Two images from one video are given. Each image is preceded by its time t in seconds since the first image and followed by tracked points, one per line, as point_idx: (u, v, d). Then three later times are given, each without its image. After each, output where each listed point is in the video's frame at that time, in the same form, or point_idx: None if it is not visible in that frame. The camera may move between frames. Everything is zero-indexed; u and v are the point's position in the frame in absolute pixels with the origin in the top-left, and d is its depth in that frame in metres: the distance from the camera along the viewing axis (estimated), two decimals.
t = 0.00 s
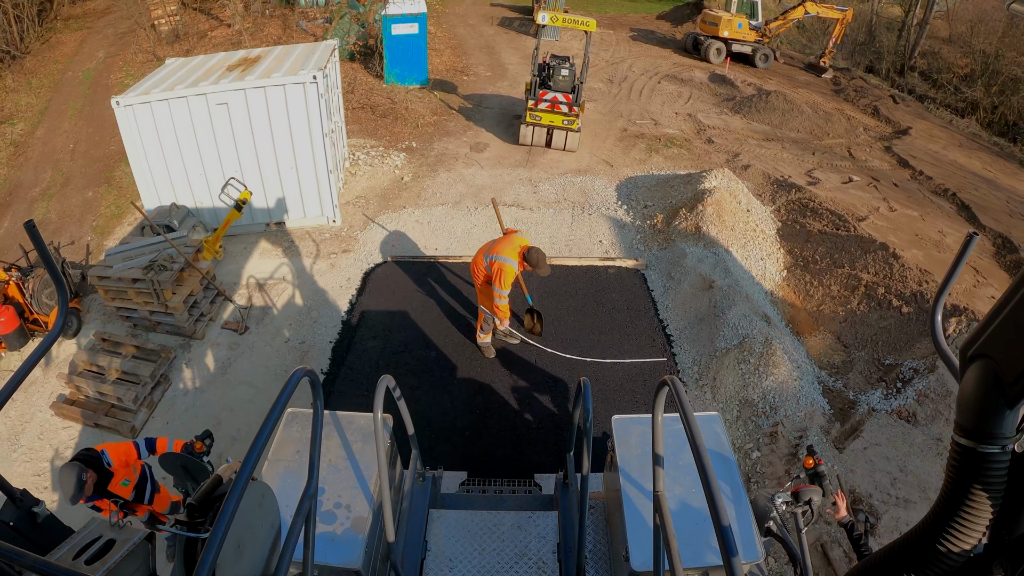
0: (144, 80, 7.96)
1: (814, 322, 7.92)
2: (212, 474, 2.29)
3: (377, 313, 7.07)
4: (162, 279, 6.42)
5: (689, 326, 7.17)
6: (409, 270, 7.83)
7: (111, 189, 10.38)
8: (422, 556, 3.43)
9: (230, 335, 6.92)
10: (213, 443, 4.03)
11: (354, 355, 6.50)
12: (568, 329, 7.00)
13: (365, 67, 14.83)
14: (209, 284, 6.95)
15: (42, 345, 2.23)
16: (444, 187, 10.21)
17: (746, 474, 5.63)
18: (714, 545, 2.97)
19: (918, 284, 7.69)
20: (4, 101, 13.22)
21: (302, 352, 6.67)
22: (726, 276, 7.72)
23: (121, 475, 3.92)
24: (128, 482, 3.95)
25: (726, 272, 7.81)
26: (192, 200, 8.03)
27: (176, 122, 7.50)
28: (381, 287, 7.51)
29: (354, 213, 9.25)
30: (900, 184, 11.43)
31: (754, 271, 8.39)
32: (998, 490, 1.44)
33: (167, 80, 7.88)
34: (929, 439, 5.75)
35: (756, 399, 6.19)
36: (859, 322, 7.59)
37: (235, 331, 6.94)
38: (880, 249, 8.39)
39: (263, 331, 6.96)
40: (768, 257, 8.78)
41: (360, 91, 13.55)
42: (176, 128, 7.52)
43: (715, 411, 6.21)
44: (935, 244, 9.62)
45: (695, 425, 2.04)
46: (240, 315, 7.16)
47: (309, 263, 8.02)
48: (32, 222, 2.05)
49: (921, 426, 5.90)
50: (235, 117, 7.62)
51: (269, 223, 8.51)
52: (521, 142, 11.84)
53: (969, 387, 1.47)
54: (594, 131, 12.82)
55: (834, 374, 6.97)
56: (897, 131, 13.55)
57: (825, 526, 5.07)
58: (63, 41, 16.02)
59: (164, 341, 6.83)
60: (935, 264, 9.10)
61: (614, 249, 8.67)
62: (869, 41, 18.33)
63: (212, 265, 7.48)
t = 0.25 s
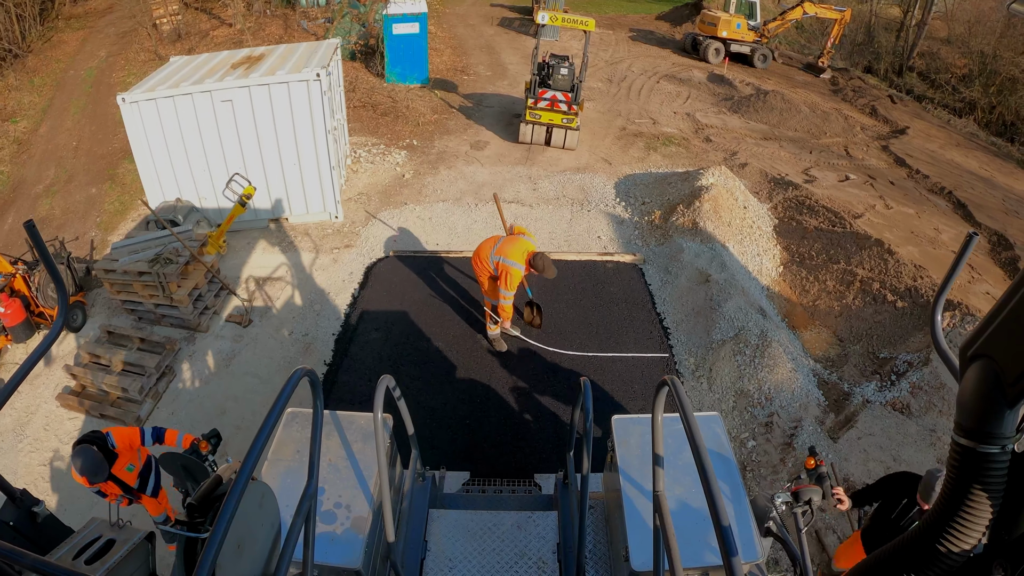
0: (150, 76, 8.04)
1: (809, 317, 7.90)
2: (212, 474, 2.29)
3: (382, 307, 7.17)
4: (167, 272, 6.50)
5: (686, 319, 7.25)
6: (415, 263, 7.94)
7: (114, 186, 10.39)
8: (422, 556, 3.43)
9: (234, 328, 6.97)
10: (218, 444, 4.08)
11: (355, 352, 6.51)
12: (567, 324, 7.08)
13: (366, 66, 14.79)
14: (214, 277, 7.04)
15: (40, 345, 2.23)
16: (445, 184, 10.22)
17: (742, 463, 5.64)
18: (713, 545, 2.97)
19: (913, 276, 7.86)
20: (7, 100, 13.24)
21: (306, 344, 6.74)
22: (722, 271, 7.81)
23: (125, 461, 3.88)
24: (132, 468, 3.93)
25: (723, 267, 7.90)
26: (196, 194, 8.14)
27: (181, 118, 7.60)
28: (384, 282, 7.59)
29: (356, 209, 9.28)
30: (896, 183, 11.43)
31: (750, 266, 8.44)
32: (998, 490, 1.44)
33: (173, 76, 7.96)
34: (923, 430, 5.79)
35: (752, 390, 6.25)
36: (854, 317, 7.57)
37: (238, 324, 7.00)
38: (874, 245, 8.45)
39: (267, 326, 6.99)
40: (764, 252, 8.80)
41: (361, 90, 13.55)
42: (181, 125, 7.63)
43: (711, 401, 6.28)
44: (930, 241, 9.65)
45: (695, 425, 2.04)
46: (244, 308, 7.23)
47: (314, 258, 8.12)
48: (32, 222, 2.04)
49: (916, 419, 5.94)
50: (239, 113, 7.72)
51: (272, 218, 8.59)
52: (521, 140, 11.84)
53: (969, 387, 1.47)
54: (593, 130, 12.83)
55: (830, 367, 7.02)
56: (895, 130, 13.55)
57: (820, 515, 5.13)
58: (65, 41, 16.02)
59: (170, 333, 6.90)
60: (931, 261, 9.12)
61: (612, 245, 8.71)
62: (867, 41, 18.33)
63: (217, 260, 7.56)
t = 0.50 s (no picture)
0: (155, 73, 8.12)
1: (805, 311, 7.93)
2: (211, 474, 2.28)
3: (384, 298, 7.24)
4: (172, 264, 6.54)
5: (683, 313, 7.30)
6: (415, 258, 7.98)
7: (117, 181, 10.40)
8: (422, 555, 3.43)
9: (238, 321, 7.04)
10: (217, 443, 4.03)
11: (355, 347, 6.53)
12: (567, 315, 7.15)
13: (367, 64, 14.79)
14: (218, 270, 7.08)
15: (39, 343, 2.23)
16: (447, 180, 10.27)
17: (737, 452, 5.74)
18: (713, 545, 2.97)
19: (908, 272, 7.97)
20: (9, 97, 13.25)
21: (309, 335, 6.80)
22: (719, 266, 7.87)
23: (125, 451, 3.99)
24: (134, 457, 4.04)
25: (719, 262, 7.98)
26: (199, 188, 8.17)
27: (185, 114, 7.67)
28: (386, 275, 7.65)
29: (358, 205, 9.32)
30: (894, 182, 11.44)
31: (747, 262, 8.45)
32: (997, 489, 1.44)
33: (178, 72, 8.03)
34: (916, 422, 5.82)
35: (747, 380, 6.30)
36: (849, 312, 7.66)
37: (242, 316, 7.06)
38: (870, 243, 8.67)
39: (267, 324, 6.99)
40: (761, 249, 8.83)
41: (362, 87, 13.54)
42: (185, 120, 7.70)
43: (707, 392, 6.32)
44: (926, 239, 9.68)
45: (695, 425, 2.04)
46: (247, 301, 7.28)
47: (316, 251, 8.18)
48: (31, 221, 2.04)
49: (910, 411, 5.95)
50: (244, 109, 7.82)
51: (274, 214, 8.66)
52: (520, 138, 11.84)
53: (969, 387, 1.47)
54: (592, 128, 12.84)
55: (826, 361, 7.06)
56: (893, 130, 13.57)
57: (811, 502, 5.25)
58: (66, 38, 16.01)
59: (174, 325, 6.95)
60: (926, 259, 9.15)
61: (610, 240, 8.74)
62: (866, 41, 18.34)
63: (220, 253, 7.58)
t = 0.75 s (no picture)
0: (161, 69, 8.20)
1: (803, 306, 8.06)
2: (211, 474, 2.27)
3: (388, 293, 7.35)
4: (179, 258, 6.70)
5: (682, 306, 7.35)
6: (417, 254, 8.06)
7: (123, 177, 10.43)
8: (422, 556, 3.43)
9: (243, 313, 7.13)
10: (215, 442, 4.03)
11: (357, 344, 6.55)
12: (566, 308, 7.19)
13: (369, 62, 14.80)
14: (224, 264, 7.22)
15: (40, 343, 2.22)
16: (449, 176, 10.33)
17: (734, 441, 5.82)
18: (713, 544, 2.97)
19: (905, 267, 8.15)
20: (14, 94, 13.27)
21: (313, 328, 6.89)
22: (718, 261, 7.95)
23: (125, 472, 3.96)
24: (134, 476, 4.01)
25: (718, 257, 8.04)
26: (205, 183, 8.23)
27: (192, 110, 7.76)
28: (388, 269, 7.76)
29: (361, 201, 9.41)
30: (892, 180, 11.44)
31: (747, 258, 8.54)
32: (998, 489, 1.44)
33: (185, 69, 8.12)
34: (912, 414, 5.98)
35: (745, 372, 6.44)
36: (847, 307, 7.79)
37: (248, 309, 7.16)
38: (867, 239, 8.76)
39: (268, 323, 6.99)
40: (760, 245, 8.91)
41: (364, 86, 13.55)
42: (192, 116, 7.79)
43: (706, 382, 6.39)
44: (924, 236, 9.70)
45: (695, 425, 2.04)
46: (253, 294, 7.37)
47: (319, 247, 8.24)
48: (32, 221, 2.03)
49: (905, 403, 6.12)
50: (250, 105, 7.91)
51: (279, 209, 8.74)
52: (521, 136, 11.86)
53: (969, 387, 1.47)
54: (593, 126, 12.84)
55: (823, 355, 7.15)
56: (892, 130, 13.56)
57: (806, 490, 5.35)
58: (70, 36, 16.02)
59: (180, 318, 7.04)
60: (925, 256, 9.16)
61: (611, 235, 8.78)
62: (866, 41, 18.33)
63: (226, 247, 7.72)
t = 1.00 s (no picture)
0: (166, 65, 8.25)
1: (800, 301, 8.18)
2: (211, 474, 2.27)
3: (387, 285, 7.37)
4: (186, 250, 6.76)
5: (679, 300, 7.37)
6: (415, 248, 8.05)
7: (126, 172, 10.45)
8: (422, 555, 3.43)
9: (247, 306, 7.23)
10: (215, 441, 4.02)
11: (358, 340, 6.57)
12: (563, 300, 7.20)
13: (371, 61, 14.81)
14: (229, 256, 7.30)
15: (40, 343, 2.23)
16: (451, 173, 10.39)
17: (731, 431, 5.89)
18: (713, 544, 2.97)
19: (901, 262, 8.25)
20: (17, 90, 13.27)
21: (317, 319, 7.01)
22: (715, 255, 7.98)
23: (128, 465, 3.96)
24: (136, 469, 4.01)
25: (716, 253, 8.06)
26: (210, 177, 8.31)
27: (198, 105, 7.82)
28: (390, 261, 7.80)
29: (364, 196, 9.51)
30: (889, 180, 11.46)
31: (743, 254, 8.62)
32: (997, 488, 1.44)
33: (191, 65, 8.17)
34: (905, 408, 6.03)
35: (741, 365, 6.49)
36: (843, 302, 7.90)
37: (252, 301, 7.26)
38: (864, 235, 8.75)
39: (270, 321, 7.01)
40: (757, 242, 9.01)
41: (366, 84, 13.55)
42: (198, 111, 7.85)
43: (703, 374, 6.43)
44: (920, 234, 9.74)
45: (695, 425, 2.04)
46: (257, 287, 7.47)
47: (324, 240, 8.34)
48: (31, 222, 2.03)
49: (899, 396, 6.19)
50: (255, 101, 7.98)
51: (283, 204, 8.83)
52: (522, 133, 11.89)
53: (968, 387, 1.47)
54: (593, 125, 12.86)
55: (819, 348, 7.31)
56: (890, 130, 13.57)
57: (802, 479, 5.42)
58: (72, 33, 16.01)
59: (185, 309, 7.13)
60: (921, 254, 9.19)
61: (610, 231, 8.81)
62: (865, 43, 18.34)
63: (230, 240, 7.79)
